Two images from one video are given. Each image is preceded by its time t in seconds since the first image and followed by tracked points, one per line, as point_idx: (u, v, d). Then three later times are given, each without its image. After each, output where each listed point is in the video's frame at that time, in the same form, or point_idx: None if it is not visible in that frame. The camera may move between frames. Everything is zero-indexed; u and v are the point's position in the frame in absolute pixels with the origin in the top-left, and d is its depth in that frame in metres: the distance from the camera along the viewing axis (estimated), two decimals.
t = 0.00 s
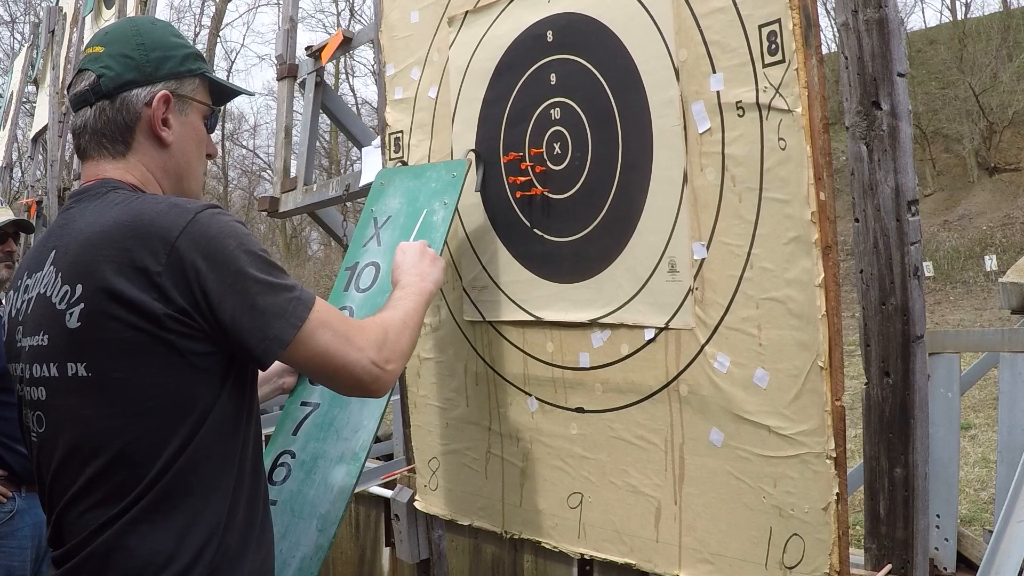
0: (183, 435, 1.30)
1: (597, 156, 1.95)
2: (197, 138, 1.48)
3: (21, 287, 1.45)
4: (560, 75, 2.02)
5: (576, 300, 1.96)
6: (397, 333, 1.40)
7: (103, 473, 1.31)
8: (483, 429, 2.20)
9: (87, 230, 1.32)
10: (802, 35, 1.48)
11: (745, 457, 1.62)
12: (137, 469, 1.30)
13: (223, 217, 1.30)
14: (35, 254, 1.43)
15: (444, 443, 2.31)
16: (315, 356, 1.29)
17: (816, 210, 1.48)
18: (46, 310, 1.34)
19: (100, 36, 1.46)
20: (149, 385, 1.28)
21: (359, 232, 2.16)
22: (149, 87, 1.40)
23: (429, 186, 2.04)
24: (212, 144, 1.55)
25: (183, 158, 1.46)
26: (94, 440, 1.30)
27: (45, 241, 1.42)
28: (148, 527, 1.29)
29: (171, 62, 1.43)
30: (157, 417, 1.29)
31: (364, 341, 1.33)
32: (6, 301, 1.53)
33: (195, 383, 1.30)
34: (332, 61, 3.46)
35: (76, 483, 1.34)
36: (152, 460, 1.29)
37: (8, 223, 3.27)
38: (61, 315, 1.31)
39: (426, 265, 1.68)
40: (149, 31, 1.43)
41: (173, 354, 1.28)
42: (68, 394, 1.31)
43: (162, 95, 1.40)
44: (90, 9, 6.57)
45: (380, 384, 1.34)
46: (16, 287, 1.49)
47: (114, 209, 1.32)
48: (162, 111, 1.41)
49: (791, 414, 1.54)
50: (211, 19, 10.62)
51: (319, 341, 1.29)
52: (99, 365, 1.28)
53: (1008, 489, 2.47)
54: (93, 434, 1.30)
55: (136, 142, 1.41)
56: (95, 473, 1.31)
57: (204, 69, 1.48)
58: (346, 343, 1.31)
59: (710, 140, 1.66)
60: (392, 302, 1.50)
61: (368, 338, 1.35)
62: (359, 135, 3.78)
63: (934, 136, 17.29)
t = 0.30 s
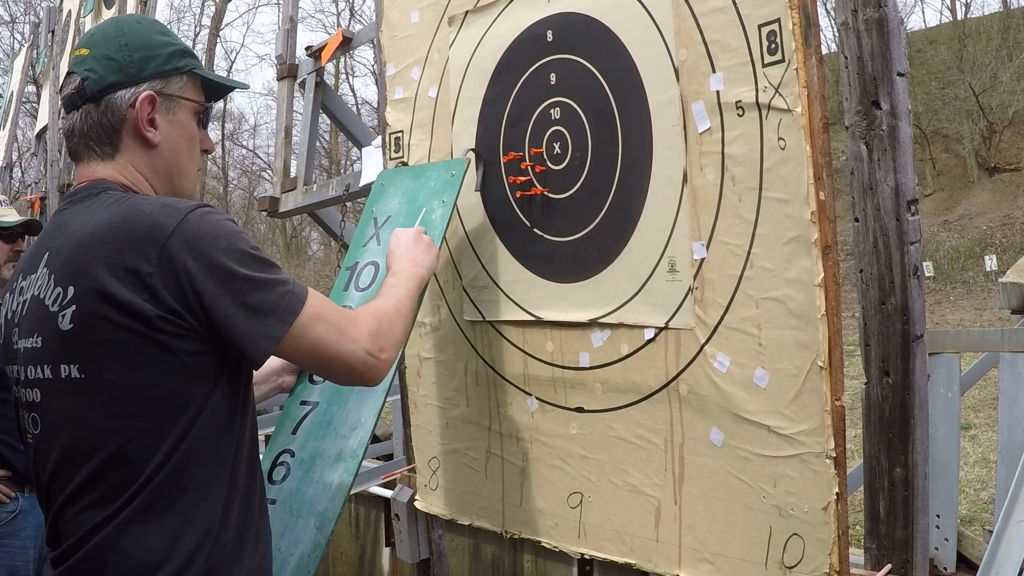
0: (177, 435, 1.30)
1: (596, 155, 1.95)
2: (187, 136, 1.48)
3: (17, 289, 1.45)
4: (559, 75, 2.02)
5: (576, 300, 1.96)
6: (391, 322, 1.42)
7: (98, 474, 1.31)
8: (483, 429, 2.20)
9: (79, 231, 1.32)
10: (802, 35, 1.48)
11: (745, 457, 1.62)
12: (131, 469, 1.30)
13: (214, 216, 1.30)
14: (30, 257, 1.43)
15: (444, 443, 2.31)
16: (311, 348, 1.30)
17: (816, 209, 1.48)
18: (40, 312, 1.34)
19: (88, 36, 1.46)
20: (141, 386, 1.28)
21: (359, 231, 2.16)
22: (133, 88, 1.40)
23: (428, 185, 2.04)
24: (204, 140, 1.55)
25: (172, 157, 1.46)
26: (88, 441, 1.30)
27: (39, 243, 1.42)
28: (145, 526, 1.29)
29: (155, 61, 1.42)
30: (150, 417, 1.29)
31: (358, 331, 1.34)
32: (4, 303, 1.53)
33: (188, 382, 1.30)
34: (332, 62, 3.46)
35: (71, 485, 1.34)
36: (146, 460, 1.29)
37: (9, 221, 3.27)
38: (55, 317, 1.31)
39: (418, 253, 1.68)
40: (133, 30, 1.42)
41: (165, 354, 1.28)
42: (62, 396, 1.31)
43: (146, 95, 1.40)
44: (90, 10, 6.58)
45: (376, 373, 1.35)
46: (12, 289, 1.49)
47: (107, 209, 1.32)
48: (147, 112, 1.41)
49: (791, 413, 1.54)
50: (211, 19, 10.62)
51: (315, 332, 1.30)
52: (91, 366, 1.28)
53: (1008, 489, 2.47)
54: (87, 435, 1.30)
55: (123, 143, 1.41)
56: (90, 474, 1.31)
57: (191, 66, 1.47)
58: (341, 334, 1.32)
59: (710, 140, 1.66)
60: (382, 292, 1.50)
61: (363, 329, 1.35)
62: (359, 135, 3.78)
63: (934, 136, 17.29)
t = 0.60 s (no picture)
0: (171, 437, 1.30)
1: (596, 155, 1.94)
2: (186, 139, 1.47)
3: (14, 289, 1.45)
4: (559, 75, 2.02)
5: (575, 300, 1.96)
6: (385, 345, 1.39)
7: (93, 476, 1.31)
8: (483, 429, 2.20)
9: (76, 232, 1.32)
10: (801, 35, 1.48)
11: (745, 457, 1.62)
12: (126, 470, 1.30)
13: (209, 219, 1.29)
14: (28, 256, 1.44)
15: (444, 443, 2.31)
16: (302, 361, 1.27)
17: (816, 209, 1.48)
18: (36, 312, 1.34)
19: (90, 37, 1.46)
20: (136, 387, 1.27)
21: (358, 230, 2.16)
22: (131, 90, 1.40)
23: (428, 186, 2.04)
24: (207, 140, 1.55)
25: (172, 159, 1.46)
26: (84, 443, 1.30)
27: (37, 243, 1.43)
28: (143, 527, 1.29)
29: (155, 63, 1.42)
30: (146, 419, 1.29)
31: (353, 350, 1.32)
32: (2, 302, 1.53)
33: (184, 384, 1.29)
34: (332, 62, 3.46)
35: (67, 486, 1.34)
36: (140, 463, 1.29)
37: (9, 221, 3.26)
38: (51, 317, 1.31)
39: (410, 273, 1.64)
40: (134, 31, 1.42)
41: (159, 356, 1.28)
42: (58, 397, 1.31)
43: (144, 98, 1.40)
44: (90, 10, 6.57)
45: (369, 393, 1.32)
46: (9, 291, 1.48)
47: (103, 210, 1.32)
48: (145, 114, 1.41)
49: (791, 414, 1.54)
50: (211, 19, 10.62)
51: (306, 346, 1.27)
52: (87, 367, 1.28)
53: (1008, 489, 2.47)
54: (82, 436, 1.30)
55: (122, 145, 1.42)
56: (86, 476, 1.31)
57: (192, 68, 1.47)
58: (334, 350, 1.29)
59: (710, 140, 1.66)
60: (375, 314, 1.47)
61: (357, 348, 1.33)
62: (359, 135, 3.78)
63: (934, 136, 17.29)
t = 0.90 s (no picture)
0: (166, 440, 1.29)
1: (596, 155, 1.94)
2: (186, 139, 1.47)
3: (14, 288, 1.46)
4: (559, 75, 2.02)
5: (575, 300, 1.95)
6: (381, 357, 1.38)
7: (89, 477, 1.31)
8: (483, 429, 2.20)
9: (73, 231, 1.32)
10: (801, 35, 1.48)
11: (745, 457, 1.62)
12: (121, 472, 1.30)
13: (207, 226, 1.29)
14: (27, 254, 1.44)
15: (444, 443, 2.31)
16: (289, 378, 1.27)
17: (816, 209, 1.48)
18: (34, 312, 1.34)
19: (90, 36, 1.46)
20: (129, 390, 1.27)
21: (359, 231, 2.17)
22: (131, 90, 1.40)
23: (428, 187, 2.04)
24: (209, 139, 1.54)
25: (172, 159, 1.46)
26: (79, 443, 1.30)
27: (35, 242, 1.43)
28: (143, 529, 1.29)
29: (154, 63, 1.41)
30: (141, 421, 1.28)
31: (343, 367, 1.31)
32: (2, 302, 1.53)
33: (178, 386, 1.29)
34: (332, 62, 3.46)
35: (64, 486, 1.34)
36: (134, 466, 1.29)
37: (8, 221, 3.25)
38: (47, 317, 1.31)
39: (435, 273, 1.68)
40: (133, 31, 1.42)
41: (153, 358, 1.27)
42: (55, 396, 1.31)
43: (144, 98, 1.39)
44: (90, 10, 6.56)
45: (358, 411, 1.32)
46: (9, 291, 1.48)
47: (101, 211, 1.31)
48: (145, 114, 1.41)
49: (791, 413, 1.53)
50: (211, 19, 10.61)
51: (298, 362, 1.27)
52: (83, 368, 1.28)
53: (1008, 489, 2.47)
54: (77, 436, 1.30)
55: (121, 146, 1.42)
56: (82, 477, 1.31)
57: (192, 67, 1.46)
58: (323, 369, 1.29)
59: (709, 139, 1.66)
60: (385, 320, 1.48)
61: (348, 365, 1.32)
62: (359, 135, 3.78)
63: (934, 136, 17.29)
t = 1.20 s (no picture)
0: (170, 434, 1.30)
1: (596, 155, 1.94)
2: (185, 138, 1.47)
3: (14, 288, 1.45)
4: (559, 75, 2.02)
5: (575, 300, 1.96)
6: (406, 284, 1.41)
7: (93, 475, 1.31)
8: (483, 429, 2.20)
9: (74, 232, 1.32)
10: (802, 35, 1.48)
11: (745, 457, 1.62)
12: (125, 469, 1.30)
13: (206, 211, 1.30)
14: (26, 256, 1.44)
15: (444, 443, 2.31)
16: (321, 327, 1.31)
17: (816, 209, 1.48)
18: (35, 312, 1.34)
19: (86, 36, 1.45)
20: (135, 385, 1.28)
21: (359, 231, 2.17)
22: (128, 91, 1.40)
23: (428, 186, 2.04)
24: (207, 138, 1.55)
25: (170, 158, 1.46)
26: (82, 442, 1.30)
27: (34, 243, 1.43)
28: (141, 524, 1.29)
29: (151, 63, 1.41)
30: (146, 417, 1.29)
31: (368, 303, 1.35)
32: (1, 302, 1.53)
33: (183, 381, 1.30)
34: (332, 62, 3.46)
35: (66, 484, 1.34)
36: (139, 462, 1.29)
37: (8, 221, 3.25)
38: (49, 318, 1.31)
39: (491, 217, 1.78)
40: (130, 31, 1.41)
41: (159, 353, 1.28)
42: (56, 396, 1.31)
43: (141, 98, 1.40)
44: (90, 10, 6.56)
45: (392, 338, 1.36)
46: (9, 291, 1.48)
47: (100, 211, 1.32)
48: (143, 114, 1.41)
49: (791, 413, 1.53)
50: (211, 19, 10.61)
51: (319, 318, 1.30)
52: (87, 367, 1.28)
53: (1008, 489, 2.47)
54: (81, 435, 1.30)
55: (119, 146, 1.42)
56: (85, 476, 1.31)
57: (190, 66, 1.46)
58: (349, 309, 1.33)
59: (710, 139, 1.66)
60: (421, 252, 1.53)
61: (373, 299, 1.36)
62: (359, 135, 3.78)
63: (934, 136, 17.29)
